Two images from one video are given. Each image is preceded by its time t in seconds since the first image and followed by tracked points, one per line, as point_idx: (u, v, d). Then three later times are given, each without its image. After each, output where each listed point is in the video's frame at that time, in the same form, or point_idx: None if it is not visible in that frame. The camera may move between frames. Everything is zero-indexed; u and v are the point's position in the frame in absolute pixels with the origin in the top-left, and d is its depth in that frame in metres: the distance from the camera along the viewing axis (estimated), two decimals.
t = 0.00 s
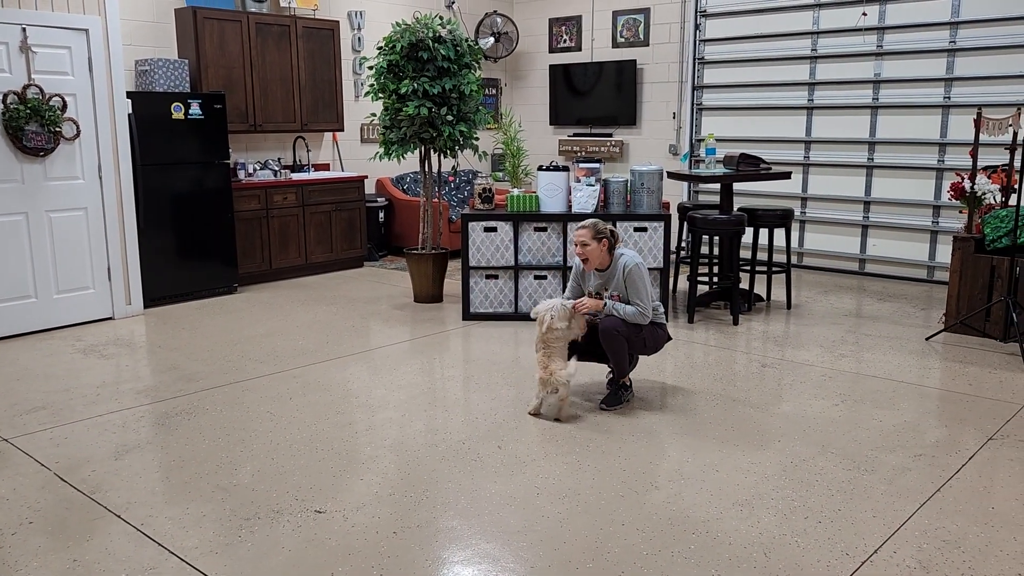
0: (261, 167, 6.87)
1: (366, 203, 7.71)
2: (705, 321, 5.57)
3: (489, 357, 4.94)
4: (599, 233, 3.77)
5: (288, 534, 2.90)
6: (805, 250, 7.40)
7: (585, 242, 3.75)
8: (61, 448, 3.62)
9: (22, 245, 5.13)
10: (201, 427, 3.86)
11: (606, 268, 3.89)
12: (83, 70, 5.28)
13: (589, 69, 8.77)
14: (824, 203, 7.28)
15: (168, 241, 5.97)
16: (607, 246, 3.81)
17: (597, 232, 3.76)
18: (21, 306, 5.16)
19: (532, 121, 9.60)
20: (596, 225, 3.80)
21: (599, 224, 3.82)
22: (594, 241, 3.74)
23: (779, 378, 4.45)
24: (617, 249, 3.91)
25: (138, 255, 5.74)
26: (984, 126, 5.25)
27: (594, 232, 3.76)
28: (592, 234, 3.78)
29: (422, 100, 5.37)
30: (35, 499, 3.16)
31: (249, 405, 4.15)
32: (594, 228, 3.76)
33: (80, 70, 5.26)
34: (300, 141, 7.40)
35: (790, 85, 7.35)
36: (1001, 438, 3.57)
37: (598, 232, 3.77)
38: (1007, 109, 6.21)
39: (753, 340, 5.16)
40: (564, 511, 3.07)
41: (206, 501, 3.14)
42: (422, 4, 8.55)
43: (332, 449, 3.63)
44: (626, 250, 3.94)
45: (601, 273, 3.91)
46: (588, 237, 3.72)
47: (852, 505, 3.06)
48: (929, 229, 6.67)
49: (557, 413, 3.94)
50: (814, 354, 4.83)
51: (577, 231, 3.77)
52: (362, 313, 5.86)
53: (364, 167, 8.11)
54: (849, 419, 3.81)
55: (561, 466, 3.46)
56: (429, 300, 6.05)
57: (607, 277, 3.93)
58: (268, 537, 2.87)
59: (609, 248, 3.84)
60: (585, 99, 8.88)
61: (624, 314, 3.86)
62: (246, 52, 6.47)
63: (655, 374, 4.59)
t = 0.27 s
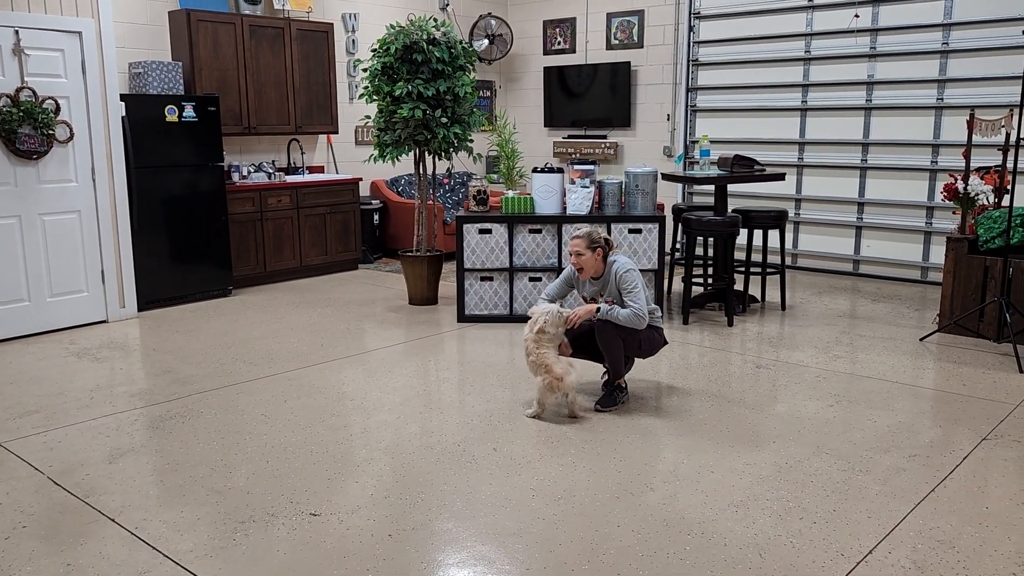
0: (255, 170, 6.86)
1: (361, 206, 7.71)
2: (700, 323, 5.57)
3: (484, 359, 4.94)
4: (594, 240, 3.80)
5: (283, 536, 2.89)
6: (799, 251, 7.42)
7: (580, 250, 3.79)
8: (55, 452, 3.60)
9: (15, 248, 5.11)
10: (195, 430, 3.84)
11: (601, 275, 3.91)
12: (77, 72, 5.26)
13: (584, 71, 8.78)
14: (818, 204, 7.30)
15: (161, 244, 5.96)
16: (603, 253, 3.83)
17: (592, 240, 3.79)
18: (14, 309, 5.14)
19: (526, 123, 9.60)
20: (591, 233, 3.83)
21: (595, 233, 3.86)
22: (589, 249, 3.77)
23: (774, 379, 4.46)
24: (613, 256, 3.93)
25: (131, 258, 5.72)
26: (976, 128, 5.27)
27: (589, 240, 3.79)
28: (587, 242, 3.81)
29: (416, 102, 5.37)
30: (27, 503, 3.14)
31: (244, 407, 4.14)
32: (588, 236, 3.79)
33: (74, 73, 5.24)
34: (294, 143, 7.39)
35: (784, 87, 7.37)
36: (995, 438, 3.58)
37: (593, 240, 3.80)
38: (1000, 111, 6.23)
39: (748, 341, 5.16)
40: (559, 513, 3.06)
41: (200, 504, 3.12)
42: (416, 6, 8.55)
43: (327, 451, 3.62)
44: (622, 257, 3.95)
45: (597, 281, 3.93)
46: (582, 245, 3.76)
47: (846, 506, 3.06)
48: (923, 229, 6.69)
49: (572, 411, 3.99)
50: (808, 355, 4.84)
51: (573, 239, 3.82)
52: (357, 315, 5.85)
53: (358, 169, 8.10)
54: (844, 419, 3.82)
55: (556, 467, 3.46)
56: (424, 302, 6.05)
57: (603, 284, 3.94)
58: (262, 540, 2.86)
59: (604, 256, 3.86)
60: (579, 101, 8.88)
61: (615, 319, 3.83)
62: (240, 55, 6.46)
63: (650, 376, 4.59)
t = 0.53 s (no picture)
0: (249, 172, 6.85)
1: (355, 208, 7.70)
2: (694, 324, 5.58)
3: (479, 361, 4.93)
4: (581, 257, 3.72)
5: (278, 539, 2.88)
6: (793, 252, 7.44)
7: (568, 270, 3.70)
8: (48, 456, 3.58)
9: (8, 251, 5.09)
10: (189, 433, 3.82)
11: (588, 289, 3.86)
12: (69, 75, 5.24)
13: (578, 74, 8.79)
14: (812, 206, 7.32)
15: (155, 247, 5.94)
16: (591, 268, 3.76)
17: (579, 258, 3.69)
18: (7, 313, 5.11)
19: (521, 126, 9.61)
20: (579, 248, 3.73)
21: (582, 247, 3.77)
22: (577, 268, 3.69)
23: (769, 380, 4.46)
24: (601, 266, 3.86)
25: (125, 261, 5.70)
26: (969, 129, 5.29)
27: (577, 257, 3.70)
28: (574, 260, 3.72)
29: (410, 104, 5.37)
30: (21, 507, 3.12)
31: (238, 410, 4.13)
32: (575, 254, 3.69)
33: (67, 76, 5.23)
34: (288, 146, 7.38)
35: (777, 88, 7.39)
36: (988, 438, 3.59)
37: (581, 256, 3.72)
38: (992, 112, 6.26)
39: (742, 342, 5.17)
40: (555, 514, 3.06)
41: (194, 507, 3.10)
42: (410, 8, 8.55)
43: (322, 454, 3.61)
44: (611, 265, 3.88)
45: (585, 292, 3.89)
46: (570, 265, 3.68)
47: (841, 506, 3.06)
48: (916, 230, 6.72)
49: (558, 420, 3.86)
50: (803, 356, 4.85)
51: (560, 255, 3.73)
52: (352, 318, 5.85)
53: (352, 172, 8.10)
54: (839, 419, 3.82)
55: (551, 469, 3.45)
56: (419, 304, 6.04)
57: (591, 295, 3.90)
58: (256, 543, 2.84)
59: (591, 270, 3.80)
60: (573, 103, 8.89)
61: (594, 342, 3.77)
62: (233, 57, 6.45)
63: (645, 377, 4.59)
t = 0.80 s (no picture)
0: (242, 176, 6.83)
1: (349, 211, 7.69)
2: (688, 326, 5.58)
3: (473, 364, 4.92)
4: (568, 273, 3.67)
5: (270, 544, 2.86)
6: (786, 254, 7.45)
7: (556, 287, 3.67)
8: (39, 461, 3.56)
9: None
10: (182, 438, 3.80)
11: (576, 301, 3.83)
12: (61, 79, 5.22)
13: (571, 76, 8.80)
14: (805, 208, 7.34)
15: (148, 251, 5.92)
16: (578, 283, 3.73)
17: (565, 276, 3.66)
18: None
19: (514, 128, 9.61)
20: (564, 264, 3.69)
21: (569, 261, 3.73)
22: (565, 285, 3.66)
23: (762, 382, 4.46)
24: (588, 278, 3.82)
25: (117, 265, 5.68)
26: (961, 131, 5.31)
27: (563, 274, 3.66)
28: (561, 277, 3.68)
29: (403, 107, 5.37)
30: (11, 513, 3.10)
31: (231, 414, 4.11)
32: (561, 271, 3.65)
33: (58, 80, 5.20)
34: (282, 149, 7.37)
35: (770, 91, 7.41)
36: (981, 439, 3.59)
37: (568, 272, 3.68)
38: (983, 114, 6.29)
39: (736, 344, 5.17)
40: (548, 517, 3.05)
41: (186, 512, 3.08)
42: (404, 12, 8.55)
43: (315, 458, 3.60)
44: (597, 275, 3.83)
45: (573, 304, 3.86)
46: (557, 283, 3.64)
47: (835, 508, 3.06)
48: (909, 232, 6.74)
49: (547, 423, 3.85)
50: (796, 358, 4.85)
51: (547, 272, 3.68)
52: (346, 322, 5.83)
53: (346, 175, 8.09)
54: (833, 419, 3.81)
55: (545, 472, 3.44)
56: (413, 307, 6.03)
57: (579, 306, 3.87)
58: (248, 548, 2.83)
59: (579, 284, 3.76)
60: (567, 106, 8.90)
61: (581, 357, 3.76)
62: (226, 61, 6.44)
63: (639, 379, 4.58)
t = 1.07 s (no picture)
0: (236, 180, 6.83)
1: (342, 215, 7.68)
2: (682, 329, 5.57)
3: (466, 368, 4.92)
4: (555, 282, 3.69)
5: (261, 548, 2.84)
6: (780, 257, 7.45)
7: (544, 297, 3.70)
8: (30, 466, 3.54)
9: None
10: (173, 443, 3.79)
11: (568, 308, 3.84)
12: (53, 82, 5.21)
13: (565, 80, 8.81)
14: (799, 211, 7.35)
15: (141, 255, 5.91)
16: (567, 290, 3.74)
17: (552, 284, 3.68)
18: None
19: (508, 132, 9.62)
20: (551, 272, 3.70)
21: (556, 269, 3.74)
22: (553, 294, 3.69)
23: (755, 384, 4.46)
24: (578, 283, 3.82)
25: (110, 269, 5.66)
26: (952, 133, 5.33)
27: (550, 283, 3.68)
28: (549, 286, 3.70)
29: (397, 111, 5.37)
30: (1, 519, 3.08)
31: (223, 419, 4.09)
32: (547, 280, 3.67)
33: (50, 83, 5.19)
34: (275, 153, 7.37)
35: (763, 94, 7.42)
36: (974, 440, 3.58)
37: (555, 281, 3.69)
38: (975, 117, 6.32)
39: (729, 347, 5.17)
40: (540, 521, 3.03)
41: (176, 517, 3.07)
42: (397, 16, 8.56)
43: (306, 462, 3.58)
44: (586, 280, 3.83)
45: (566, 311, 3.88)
46: (545, 293, 3.67)
47: (827, 510, 3.05)
48: (902, 235, 6.75)
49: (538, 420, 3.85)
50: (789, 361, 4.85)
51: (535, 283, 3.71)
52: (339, 326, 5.82)
53: (340, 179, 8.09)
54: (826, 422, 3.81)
55: (537, 475, 3.43)
56: (406, 311, 6.03)
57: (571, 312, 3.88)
58: (238, 553, 2.81)
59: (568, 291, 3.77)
60: (561, 109, 8.91)
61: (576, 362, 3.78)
62: (219, 64, 6.44)
63: (632, 382, 4.58)
